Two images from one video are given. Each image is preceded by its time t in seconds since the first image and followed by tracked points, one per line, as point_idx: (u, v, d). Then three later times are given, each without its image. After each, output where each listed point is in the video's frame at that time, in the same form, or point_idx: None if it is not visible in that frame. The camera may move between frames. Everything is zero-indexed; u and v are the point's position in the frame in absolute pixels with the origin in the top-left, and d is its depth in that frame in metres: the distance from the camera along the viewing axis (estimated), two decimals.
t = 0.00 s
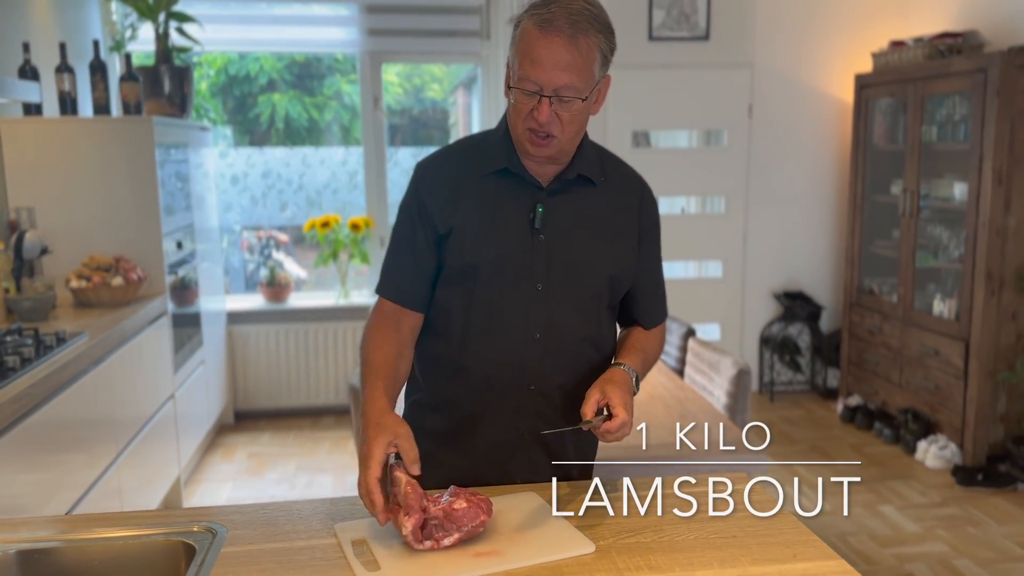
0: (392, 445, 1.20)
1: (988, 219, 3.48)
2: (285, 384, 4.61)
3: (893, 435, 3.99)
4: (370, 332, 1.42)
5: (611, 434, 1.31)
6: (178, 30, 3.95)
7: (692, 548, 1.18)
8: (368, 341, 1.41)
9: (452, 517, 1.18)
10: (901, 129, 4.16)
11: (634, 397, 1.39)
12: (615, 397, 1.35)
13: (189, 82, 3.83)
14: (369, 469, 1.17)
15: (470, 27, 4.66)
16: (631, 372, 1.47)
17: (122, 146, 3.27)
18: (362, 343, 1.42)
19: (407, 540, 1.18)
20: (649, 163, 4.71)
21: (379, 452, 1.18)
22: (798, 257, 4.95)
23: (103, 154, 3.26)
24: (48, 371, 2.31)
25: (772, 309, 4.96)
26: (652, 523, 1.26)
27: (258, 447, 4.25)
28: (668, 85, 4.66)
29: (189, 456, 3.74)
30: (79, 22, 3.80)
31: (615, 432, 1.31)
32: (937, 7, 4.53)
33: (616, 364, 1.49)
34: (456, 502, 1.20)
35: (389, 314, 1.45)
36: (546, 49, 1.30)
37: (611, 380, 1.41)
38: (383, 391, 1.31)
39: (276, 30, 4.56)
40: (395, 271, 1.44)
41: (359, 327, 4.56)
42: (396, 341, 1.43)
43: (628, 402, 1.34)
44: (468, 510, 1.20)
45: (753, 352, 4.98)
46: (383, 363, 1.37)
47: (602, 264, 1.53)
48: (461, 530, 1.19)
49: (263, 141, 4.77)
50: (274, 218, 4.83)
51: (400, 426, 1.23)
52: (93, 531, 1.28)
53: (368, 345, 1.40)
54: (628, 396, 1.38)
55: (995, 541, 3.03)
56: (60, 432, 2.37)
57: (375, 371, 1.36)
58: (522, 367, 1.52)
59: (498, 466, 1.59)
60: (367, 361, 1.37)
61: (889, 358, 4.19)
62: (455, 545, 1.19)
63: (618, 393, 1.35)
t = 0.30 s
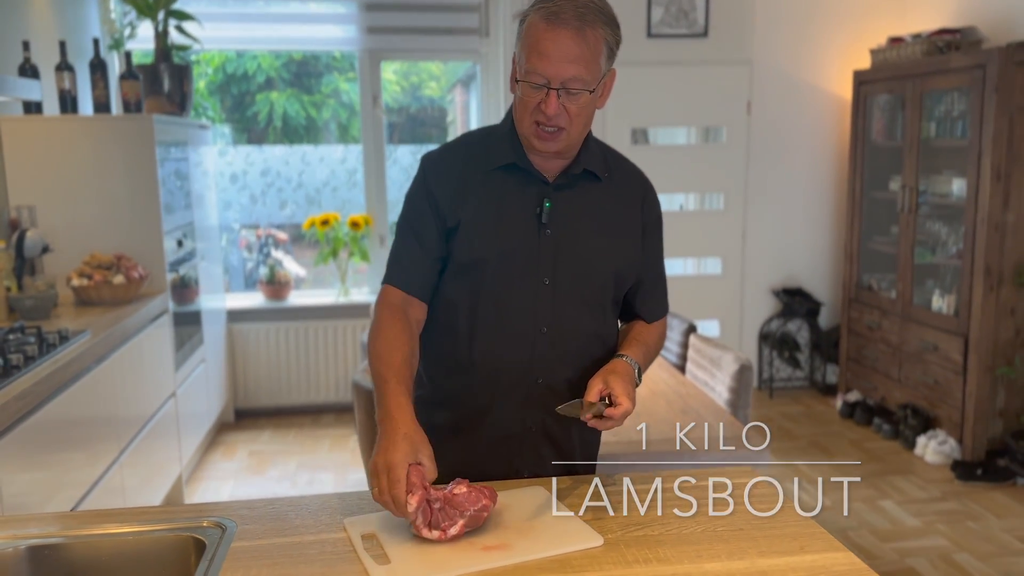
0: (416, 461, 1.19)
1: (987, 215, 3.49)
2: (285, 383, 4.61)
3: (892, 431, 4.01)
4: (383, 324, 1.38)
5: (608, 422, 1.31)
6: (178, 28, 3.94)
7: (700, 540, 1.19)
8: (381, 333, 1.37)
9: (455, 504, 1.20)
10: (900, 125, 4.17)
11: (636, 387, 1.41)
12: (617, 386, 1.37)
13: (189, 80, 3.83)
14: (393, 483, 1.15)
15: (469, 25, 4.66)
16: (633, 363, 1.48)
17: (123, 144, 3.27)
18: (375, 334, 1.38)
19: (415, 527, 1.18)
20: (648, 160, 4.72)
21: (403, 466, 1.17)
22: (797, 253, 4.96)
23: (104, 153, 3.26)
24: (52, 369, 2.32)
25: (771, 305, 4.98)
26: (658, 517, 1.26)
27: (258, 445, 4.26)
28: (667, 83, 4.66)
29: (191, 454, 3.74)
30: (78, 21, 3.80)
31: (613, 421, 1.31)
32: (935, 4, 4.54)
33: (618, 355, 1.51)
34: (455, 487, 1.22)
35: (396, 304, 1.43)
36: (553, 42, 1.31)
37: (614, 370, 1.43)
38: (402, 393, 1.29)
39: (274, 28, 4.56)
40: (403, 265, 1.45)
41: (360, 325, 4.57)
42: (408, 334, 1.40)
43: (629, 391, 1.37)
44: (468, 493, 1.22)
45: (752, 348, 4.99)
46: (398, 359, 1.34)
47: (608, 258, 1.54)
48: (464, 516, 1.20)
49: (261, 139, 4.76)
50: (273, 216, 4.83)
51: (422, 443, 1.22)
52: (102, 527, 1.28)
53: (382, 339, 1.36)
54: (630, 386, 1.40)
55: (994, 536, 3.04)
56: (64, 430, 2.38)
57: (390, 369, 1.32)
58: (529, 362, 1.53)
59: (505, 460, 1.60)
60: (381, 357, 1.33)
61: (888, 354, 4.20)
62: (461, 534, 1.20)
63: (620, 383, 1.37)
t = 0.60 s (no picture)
0: (436, 433, 1.21)
1: (987, 214, 3.51)
2: (287, 383, 4.63)
3: (892, 429, 4.02)
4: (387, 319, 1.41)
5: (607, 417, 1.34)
6: (179, 29, 3.95)
7: (704, 538, 1.20)
8: (387, 329, 1.39)
9: (492, 487, 1.24)
10: (900, 125, 4.18)
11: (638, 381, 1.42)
12: (620, 378, 1.38)
13: (191, 81, 3.85)
14: (422, 459, 1.18)
15: (469, 25, 4.66)
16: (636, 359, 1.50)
17: (125, 144, 3.28)
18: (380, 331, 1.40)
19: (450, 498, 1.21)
20: (649, 160, 4.73)
21: (426, 441, 1.20)
22: (798, 252, 4.97)
23: (107, 154, 3.28)
24: (57, 369, 2.33)
25: (772, 304, 4.99)
26: (662, 516, 1.27)
27: (261, 445, 4.27)
28: (668, 82, 4.67)
29: (193, 453, 3.76)
30: (81, 22, 3.81)
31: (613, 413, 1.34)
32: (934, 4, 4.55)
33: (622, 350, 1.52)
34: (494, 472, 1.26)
35: (402, 303, 1.44)
36: (562, 42, 1.32)
37: (617, 363, 1.45)
38: (413, 378, 1.31)
39: (274, 29, 4.57)
40: (409, 265, 1.45)
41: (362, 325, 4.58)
42: (414, 325, 1.42)
43: (632, 383, 1.38)
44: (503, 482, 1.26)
45: (753, 347, 5.00)
46: (405, 348, 1.36)
47: (611, 259, 1.56)
48: (497, 501, 1.24)
49: (262, 139, 4.77)
50: (275, 216, 4.84)
51: (437, 415, 1.25)
52: (111, 527, 1.30)
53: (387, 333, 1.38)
54: (633, 378, 1.42)
55: (994, 534, 3.06)
56: (69, 429, 2.39)
57: (398, 358, 1.34)
58: (532, 361, 1.54)
59: (509, 459, 1.61)
60: (388, 351, 1.36)
61: (889, 353, 4.21)
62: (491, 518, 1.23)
63: (623, 375, 1.39)
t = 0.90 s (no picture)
0: (441, 442, 1.22)
1: (988, 215, 3.52)
2: (290, 382, 4.65)
3: (894, 429, 4.04)
4: (391, 324, 1.44)
5: (610, 408, 1.37)
6: (184, 30, 3.97)
7: (706, 535, 1.22)
8: (392, 335, 1.42)
9: (502, 489, 1.23)
10: (902, 125, 4.19)
11: (634, 365, 1.44)
12: (613, 361, 1.41)
13: (195, 82, 3.87)
14: (426, 471, 1.19)
15: (472, 26, 4.67)
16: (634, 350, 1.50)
17: (130, 144, 3.30)
18: (384, 337, 1.43)
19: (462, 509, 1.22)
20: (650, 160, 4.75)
21: (429, 452, 1.21)
22: (800, 252, 4.98)
23: (113, 153, 3.30)
24: (64, 368, 2.35)
25: (774, 304, 5.00)
26: (665, 512, 1.29)
27: (265, 444, 4.29)
28: (670, 83, 4.69)
29: (198, 452, 3.78)
30: (86, 23, 3.83)
31: (614, 401, 1.36)
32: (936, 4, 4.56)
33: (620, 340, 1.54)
34: (504, 471, 1.25)
35: (404, 306, 1.47)
36: (555, 47, 1.34)
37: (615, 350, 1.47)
38: (419, 388, 1.33)
39: (278, 29, 4.58)
40: (408, 265, 1.47)
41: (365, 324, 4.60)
42: (418, 330, 1.44)
43: (626, 365, 1.40)
44: (516, 479, 1.25)
45: (755, 347, 5.02)
46: (409, 355, 1.39)
47: (610, 257, 1.57)
48: (509, 502, 1.23)
49: (265, 139, 4.80)
50: (278, 216, 4.86)
51: (442, 424, 1.26)
52: (121, 523, 1.31)
53: (392, 340, 1.41)
54: (629, 362, 1.43)
55: (995, 533, 3.07)
56: (74, 429, 2.41)
57: (403, 367, 1.36)
58: (533, 359, 1.56)
59: (511, 456, 1.62)
60: (394, 358, 1.38)
61: (890, 353, 4.22)
62: (505, 519, 1.23)
63: (616, 358, 1.41)
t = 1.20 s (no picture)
0: (437, 446, 1.26)
1: (989, 217, 3.53)
2: (295, 382, 4.68)
3: (895, 430, 4.06)
4: (377, 333, 1.47)
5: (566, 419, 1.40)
6: (191, 32, 4.00)
7: (702, 531, 1.24)
8: (377, 348, 1.45)
9: (501, 497, 1.26)
10: (904, 128, 4.21)
11: (589, 375, 1.46)
12: (563, 374, 1.43)
13: (202, 83, 3.90)
14: (422, 474, 1.23)
15: (477, 28, 4.70)
16: (598, 359, 1.51)
17: (137, 146, 3.33)
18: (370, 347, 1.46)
19: (460, 517, 1.25)
20: (653, 162, 4.78)
21: (426, 455, 1.24)
22: (801, 253, 5.00)
23: (120, 154, 3.33)
24: (73, 366, 2.39)
25: (776, 305, 5.02)
26: (665, 508, 1.31)
27: (269, 442, 4.32)
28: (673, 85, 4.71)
29: (203, 450, 3.81)
30: (94, 25, 3.87)
31: (567, 414, 1.40)
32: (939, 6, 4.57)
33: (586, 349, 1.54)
34: (504, 483, 1.29)
35: (386, 316, 1.50)
36: (521, 56, 1.35)
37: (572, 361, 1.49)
38: (414, 394, 1.37)
39: (283, 31, 4.62)
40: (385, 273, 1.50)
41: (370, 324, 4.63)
42: (404, 338, 1.48)
43: (575, 378, 1.42)
44: (515, 489, 1.28)
45: (757, 348, 5.04)
46: (400, 364, 1.42)
47: (586, 255, 1.59)
48: (508, 509, 1.25)
49: (270, 140, 4.83)
50: (283, 217, 4.89)
51: (440, 428, 1.29)
52: (131, 518, 1.34)
53: (380, 348, 1.45)
54: (583, 373, 1.45)
55: (995, 533, 3.09)
56: (82, 427, 2.44)
57: (396, 374, 1.40)
58: (514, 359, 1.58)
59: (499, 456, 1.65)
60: (384, 367, 1.42)
61: (892, 354, 4.24)
62: (504, 526, 1.25)
63: (566, 371, 1.43)
